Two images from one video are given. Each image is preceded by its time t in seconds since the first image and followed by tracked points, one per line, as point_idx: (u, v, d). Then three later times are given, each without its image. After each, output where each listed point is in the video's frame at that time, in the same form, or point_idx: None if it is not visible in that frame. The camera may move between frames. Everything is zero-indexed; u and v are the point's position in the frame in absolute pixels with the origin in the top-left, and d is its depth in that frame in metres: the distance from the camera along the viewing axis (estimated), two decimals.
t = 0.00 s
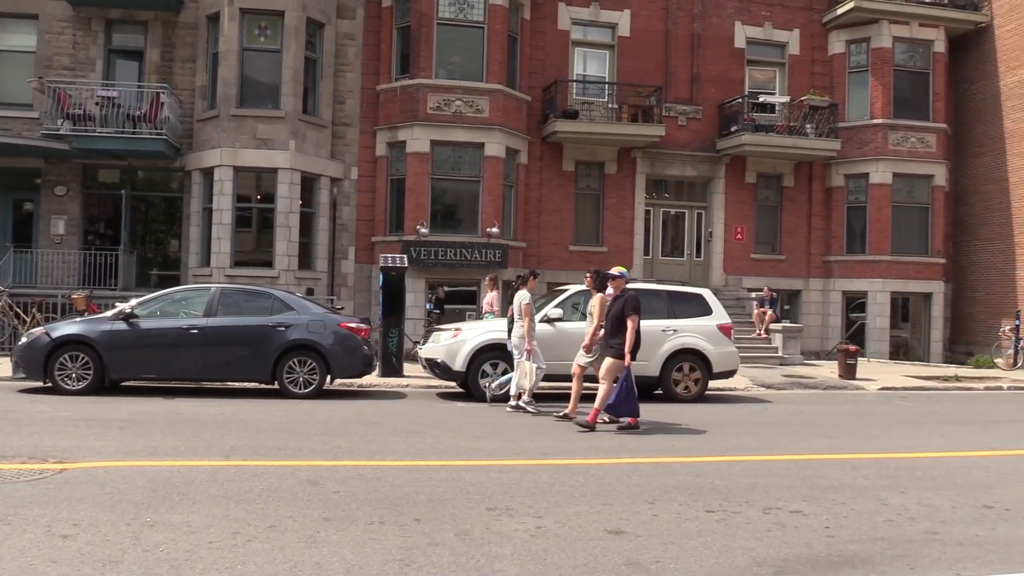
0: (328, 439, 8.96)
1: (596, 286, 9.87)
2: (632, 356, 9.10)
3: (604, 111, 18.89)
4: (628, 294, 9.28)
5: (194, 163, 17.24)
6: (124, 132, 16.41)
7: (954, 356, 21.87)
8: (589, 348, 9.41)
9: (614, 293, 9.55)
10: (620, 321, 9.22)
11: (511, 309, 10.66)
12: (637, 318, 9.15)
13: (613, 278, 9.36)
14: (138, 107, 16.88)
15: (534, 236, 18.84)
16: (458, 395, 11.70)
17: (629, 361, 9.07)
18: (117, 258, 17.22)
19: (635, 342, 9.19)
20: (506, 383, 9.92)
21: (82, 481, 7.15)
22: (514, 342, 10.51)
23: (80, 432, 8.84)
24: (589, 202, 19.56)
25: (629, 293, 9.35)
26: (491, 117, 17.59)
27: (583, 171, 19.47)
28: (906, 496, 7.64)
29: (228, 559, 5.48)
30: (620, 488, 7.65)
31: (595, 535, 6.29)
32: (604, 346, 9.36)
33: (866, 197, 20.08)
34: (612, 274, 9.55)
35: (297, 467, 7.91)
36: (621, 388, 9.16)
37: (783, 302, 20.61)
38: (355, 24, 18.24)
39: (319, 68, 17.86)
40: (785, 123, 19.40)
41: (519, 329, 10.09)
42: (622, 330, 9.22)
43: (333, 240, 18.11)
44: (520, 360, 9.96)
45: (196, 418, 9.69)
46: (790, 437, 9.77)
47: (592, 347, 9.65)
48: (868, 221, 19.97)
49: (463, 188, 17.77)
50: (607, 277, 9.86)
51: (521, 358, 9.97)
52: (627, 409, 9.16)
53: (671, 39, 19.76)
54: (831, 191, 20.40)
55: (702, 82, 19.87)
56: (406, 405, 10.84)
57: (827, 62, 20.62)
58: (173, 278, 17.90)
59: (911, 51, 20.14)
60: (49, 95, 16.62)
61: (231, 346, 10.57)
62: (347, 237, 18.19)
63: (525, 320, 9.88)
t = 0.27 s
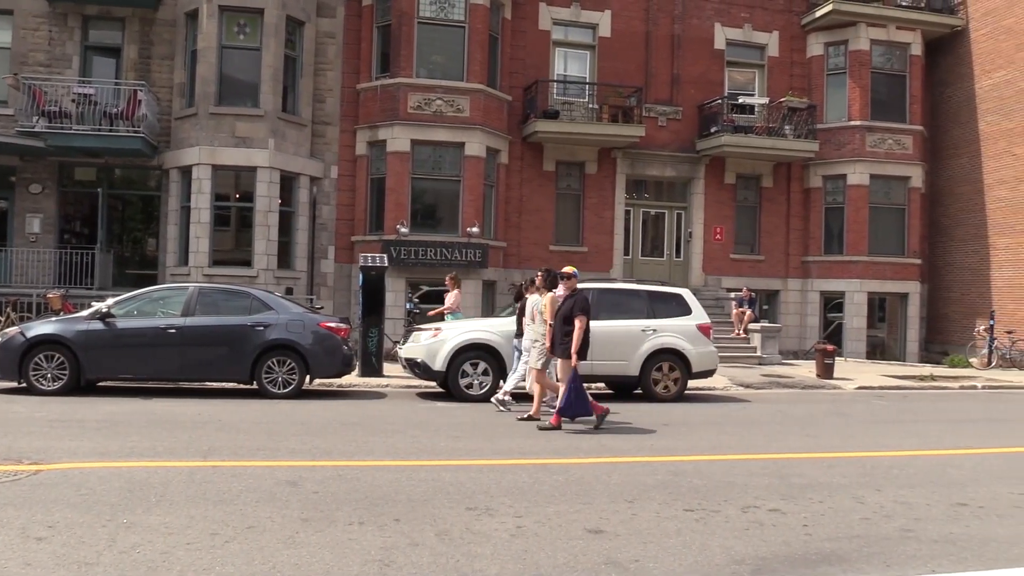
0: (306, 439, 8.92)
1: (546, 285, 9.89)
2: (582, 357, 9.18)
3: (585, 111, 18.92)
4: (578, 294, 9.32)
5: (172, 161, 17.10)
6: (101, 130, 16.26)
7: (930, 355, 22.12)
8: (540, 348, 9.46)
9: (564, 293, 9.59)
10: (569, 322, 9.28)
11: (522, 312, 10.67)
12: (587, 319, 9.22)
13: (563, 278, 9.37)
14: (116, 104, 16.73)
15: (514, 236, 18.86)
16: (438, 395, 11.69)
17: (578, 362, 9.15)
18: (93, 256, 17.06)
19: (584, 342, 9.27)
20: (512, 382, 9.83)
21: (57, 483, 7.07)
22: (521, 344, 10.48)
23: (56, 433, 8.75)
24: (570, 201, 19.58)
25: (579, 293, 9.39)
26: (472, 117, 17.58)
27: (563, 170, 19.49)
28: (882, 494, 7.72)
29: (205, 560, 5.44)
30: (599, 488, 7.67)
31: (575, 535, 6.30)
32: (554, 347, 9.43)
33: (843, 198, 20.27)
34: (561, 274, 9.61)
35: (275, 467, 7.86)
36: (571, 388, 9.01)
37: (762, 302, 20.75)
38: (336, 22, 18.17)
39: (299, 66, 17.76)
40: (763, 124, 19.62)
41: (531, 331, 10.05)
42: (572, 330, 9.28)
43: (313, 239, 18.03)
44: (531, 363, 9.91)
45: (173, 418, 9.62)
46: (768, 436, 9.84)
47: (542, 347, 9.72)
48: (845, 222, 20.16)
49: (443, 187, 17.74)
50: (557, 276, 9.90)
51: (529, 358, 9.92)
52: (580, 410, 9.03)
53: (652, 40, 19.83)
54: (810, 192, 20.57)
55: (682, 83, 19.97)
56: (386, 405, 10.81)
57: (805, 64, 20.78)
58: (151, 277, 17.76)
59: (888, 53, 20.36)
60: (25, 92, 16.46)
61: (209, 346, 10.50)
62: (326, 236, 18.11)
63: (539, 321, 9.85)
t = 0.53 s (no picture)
0: (284, 439, 8.87)
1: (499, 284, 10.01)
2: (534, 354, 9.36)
3: (565, 111, 19.07)
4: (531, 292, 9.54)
5: (149, 159, 16.95)
6: (76, 127, 16.14)
7: (906, 355, 22.38)
8: (492, 345, 9.59)
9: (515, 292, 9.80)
10: (521, 319, 9.47)
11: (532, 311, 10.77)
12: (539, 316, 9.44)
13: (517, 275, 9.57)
14: (92, 101, 16.58)
15: (494, 236, 18.86)
16: (417, 394, 11.67)
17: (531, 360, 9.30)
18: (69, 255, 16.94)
19: (537, 339, 9.48)
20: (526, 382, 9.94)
21: (31, 484, 6.99)
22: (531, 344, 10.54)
23: (31, 434, 8.65)
24: (550, 201, 19.62)
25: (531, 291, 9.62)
26: (452, 116, 17.56)
27: (543, 170, 19.52)
28: (858, 492, 7.79)
29: (182, 562, 5.41)
30: (578, 487, 7.69)
31: (553, 534, 6.32)
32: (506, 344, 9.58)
33: (821, 199, 20.45)
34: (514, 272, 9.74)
35: (254, 468, 7.82)
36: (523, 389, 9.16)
37: (740, 302, 20.90)
38: (315, 20, 18.07)
39: (278, 64, 17.67)
40: (742, 125, 19.83)
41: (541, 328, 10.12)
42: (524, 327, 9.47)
43: (292, 238, 17.94)
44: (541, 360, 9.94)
45: (150, 419, 9.54)
46: (746, 435, 9.91)
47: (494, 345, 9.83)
48: (823, 222, 20.34)
49: (423, 186, 17.70)
50: (510, 275, 10.04)
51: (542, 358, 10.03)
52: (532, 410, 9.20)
53: (631, 41, 19.89)
54: (788, 193, 20.72)
55: (661, 83, 20.06)
56: (365, 404, 10.78)
57: (784, 66, 20.93)
58: (127, 276, 17.60)
59: (865, 56, 20.55)
60: None
61: (186, 345, 10.42)
62: (305, 235, 18.02)
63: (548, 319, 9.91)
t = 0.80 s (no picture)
0: (263, 440, 8.82)
1: (448, 282, 9.77)
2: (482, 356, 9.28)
3: (545, 111, 18.94)
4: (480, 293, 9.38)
5: (126, 156, 16.79)
6: (52, 124, 15.98)
7: (882, 355, 22.59)
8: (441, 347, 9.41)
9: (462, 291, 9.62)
10: (470, 320, 9.31)
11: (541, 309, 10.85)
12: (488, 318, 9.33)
13: (466, 275, 9.37)
14: (68, 98, 16.41)
15: (474, 235, 18.85)
16: (397, 394, 11.64)
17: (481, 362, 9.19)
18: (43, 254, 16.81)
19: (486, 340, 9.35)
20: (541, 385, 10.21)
21: (5, 486, 6.91)
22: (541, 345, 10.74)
23: (4, 435, 8.54)
24: (530, 201, 19.63)
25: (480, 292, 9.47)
26: (432, 115, 17.53)
27: (524, 170, 19.53)
28: (835, 490, 7.86)
29: (159, 563, 5.36)
30: (558, 486, 7.70)
31: (533, 534, 6.33)
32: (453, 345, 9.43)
33: (799, 200, 20.60)
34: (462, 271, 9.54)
35: (232, 468, 7.77)
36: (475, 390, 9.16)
37: (719, 302, 21.01)
38: (295, 18, 17.98)
39: (257, 62, 17.56)
40: (721, 126, 19.79)
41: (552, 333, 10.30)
42: (472, 328, 9.34)
43: (271, 238, 17.84)
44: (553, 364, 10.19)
45: (127, 419, 9.45)
46: (724, 434, 9.97)
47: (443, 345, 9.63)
48: (801, 223, 20.50)
49: (403, 186, 17.65)
50: (459, 274, 9.81)
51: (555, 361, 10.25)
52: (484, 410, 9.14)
53: (611, 41, 19.95)
54: (766, 194, 20.86)
55: (641, 84, 20.13)
56: (344, 405, 10.74)
57: (762, 67, 21.06)
58: (104, 275, 17.43)
59: (843, 58, 20.73)
60: None
61: (164, 345, 10.34)
62: (284, 235, 17.92)
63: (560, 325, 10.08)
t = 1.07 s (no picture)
0: (243, 441, 8.77)
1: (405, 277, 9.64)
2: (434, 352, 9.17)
3: (528, 111, 19.05)
4: (434, 289, 9.23)
5: (106, 155, 16.65)
6: (30, 122, 15.83)
7: (862, 355, 22.77)
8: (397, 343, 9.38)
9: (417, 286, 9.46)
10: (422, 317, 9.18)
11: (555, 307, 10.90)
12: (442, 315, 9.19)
13: (420, 271, 9.19)
14: (46, 96, 16.25)
15: (457, 235, 18.83)
16: (379, 395, 11.61)
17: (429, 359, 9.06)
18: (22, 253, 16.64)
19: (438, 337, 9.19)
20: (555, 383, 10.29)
21: None
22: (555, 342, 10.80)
23: None
24: (513, 201, 19.63)
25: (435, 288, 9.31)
26: (415, 115, 17.48)
27: (507, 170, 19.53)
28: (816, 489, 7.92)
29: (138, 565, 5.32)
30: (540, 486, 7.71)
31: (515, 533, 6.33)
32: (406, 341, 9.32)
33: (780, 201, 20.72)
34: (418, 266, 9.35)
35: (212, 469, 7.72)
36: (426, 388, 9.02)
37: (701, 302, 21.11)
38: (277, 16, 17.90)
39: (238, 60, 17.47)
40: (703, 126, 20.04)
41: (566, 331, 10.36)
42: (424, 325, 9.19)
43: (252, 237, 17.74)
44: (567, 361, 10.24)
45: (106, 420, 9.37)
46: (706, 433, 10.01)
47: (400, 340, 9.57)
48: (782, 224, 20.63)
49: (386, 185, 17.60)
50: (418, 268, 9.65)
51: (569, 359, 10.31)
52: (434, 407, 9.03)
53: (595, 42, 19.99)
54: (748, 195, 20.98)
55: (624, 84, 20.18)
56: (326, 405, 10.70)
57: (744, 68, 21.17)
58: (83, 274, 17.27)
59: (824, 60, 20.88)
60: None
61: (143, 345, 10.26)
62: (266, 234, 17.83)
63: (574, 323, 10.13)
